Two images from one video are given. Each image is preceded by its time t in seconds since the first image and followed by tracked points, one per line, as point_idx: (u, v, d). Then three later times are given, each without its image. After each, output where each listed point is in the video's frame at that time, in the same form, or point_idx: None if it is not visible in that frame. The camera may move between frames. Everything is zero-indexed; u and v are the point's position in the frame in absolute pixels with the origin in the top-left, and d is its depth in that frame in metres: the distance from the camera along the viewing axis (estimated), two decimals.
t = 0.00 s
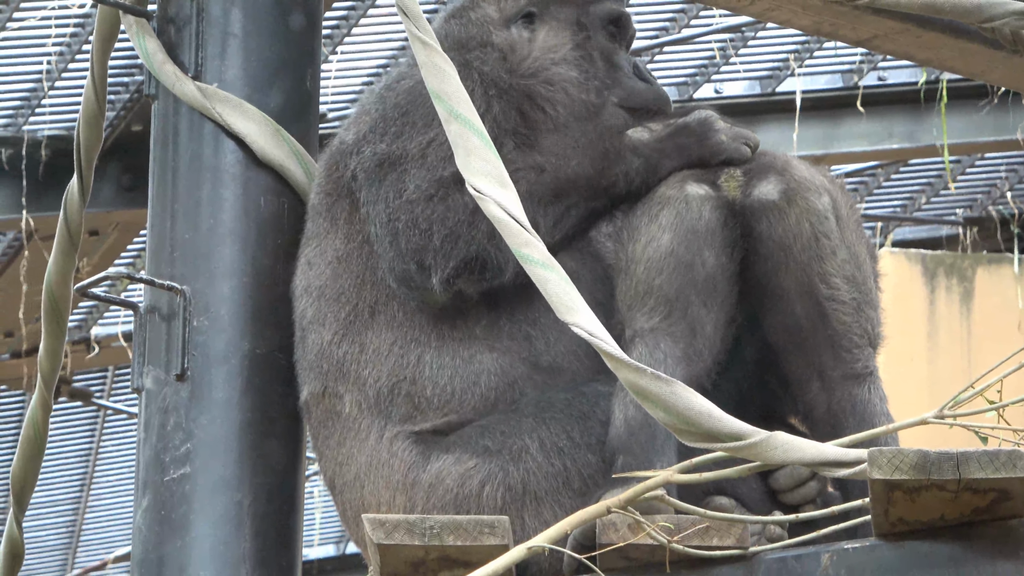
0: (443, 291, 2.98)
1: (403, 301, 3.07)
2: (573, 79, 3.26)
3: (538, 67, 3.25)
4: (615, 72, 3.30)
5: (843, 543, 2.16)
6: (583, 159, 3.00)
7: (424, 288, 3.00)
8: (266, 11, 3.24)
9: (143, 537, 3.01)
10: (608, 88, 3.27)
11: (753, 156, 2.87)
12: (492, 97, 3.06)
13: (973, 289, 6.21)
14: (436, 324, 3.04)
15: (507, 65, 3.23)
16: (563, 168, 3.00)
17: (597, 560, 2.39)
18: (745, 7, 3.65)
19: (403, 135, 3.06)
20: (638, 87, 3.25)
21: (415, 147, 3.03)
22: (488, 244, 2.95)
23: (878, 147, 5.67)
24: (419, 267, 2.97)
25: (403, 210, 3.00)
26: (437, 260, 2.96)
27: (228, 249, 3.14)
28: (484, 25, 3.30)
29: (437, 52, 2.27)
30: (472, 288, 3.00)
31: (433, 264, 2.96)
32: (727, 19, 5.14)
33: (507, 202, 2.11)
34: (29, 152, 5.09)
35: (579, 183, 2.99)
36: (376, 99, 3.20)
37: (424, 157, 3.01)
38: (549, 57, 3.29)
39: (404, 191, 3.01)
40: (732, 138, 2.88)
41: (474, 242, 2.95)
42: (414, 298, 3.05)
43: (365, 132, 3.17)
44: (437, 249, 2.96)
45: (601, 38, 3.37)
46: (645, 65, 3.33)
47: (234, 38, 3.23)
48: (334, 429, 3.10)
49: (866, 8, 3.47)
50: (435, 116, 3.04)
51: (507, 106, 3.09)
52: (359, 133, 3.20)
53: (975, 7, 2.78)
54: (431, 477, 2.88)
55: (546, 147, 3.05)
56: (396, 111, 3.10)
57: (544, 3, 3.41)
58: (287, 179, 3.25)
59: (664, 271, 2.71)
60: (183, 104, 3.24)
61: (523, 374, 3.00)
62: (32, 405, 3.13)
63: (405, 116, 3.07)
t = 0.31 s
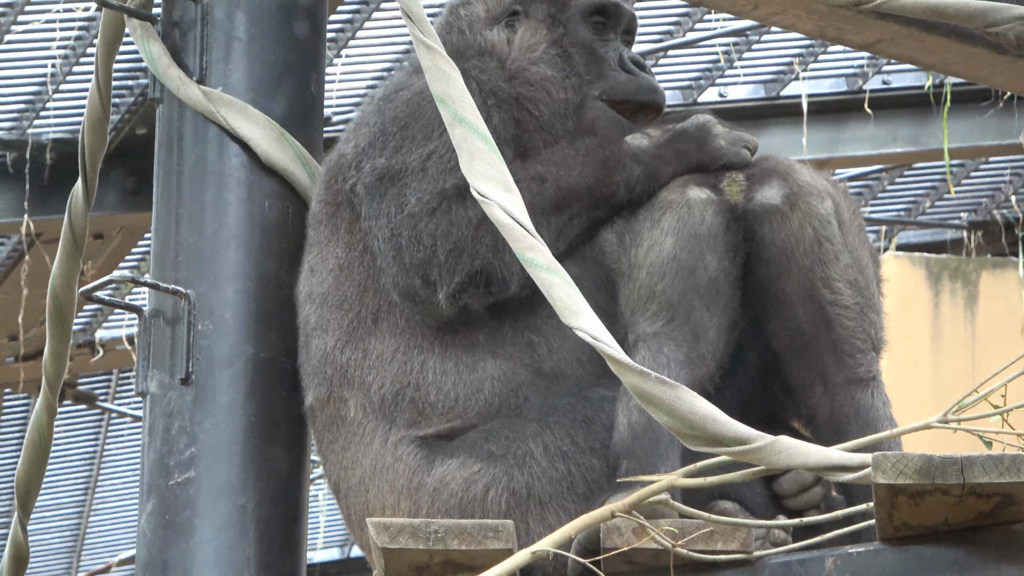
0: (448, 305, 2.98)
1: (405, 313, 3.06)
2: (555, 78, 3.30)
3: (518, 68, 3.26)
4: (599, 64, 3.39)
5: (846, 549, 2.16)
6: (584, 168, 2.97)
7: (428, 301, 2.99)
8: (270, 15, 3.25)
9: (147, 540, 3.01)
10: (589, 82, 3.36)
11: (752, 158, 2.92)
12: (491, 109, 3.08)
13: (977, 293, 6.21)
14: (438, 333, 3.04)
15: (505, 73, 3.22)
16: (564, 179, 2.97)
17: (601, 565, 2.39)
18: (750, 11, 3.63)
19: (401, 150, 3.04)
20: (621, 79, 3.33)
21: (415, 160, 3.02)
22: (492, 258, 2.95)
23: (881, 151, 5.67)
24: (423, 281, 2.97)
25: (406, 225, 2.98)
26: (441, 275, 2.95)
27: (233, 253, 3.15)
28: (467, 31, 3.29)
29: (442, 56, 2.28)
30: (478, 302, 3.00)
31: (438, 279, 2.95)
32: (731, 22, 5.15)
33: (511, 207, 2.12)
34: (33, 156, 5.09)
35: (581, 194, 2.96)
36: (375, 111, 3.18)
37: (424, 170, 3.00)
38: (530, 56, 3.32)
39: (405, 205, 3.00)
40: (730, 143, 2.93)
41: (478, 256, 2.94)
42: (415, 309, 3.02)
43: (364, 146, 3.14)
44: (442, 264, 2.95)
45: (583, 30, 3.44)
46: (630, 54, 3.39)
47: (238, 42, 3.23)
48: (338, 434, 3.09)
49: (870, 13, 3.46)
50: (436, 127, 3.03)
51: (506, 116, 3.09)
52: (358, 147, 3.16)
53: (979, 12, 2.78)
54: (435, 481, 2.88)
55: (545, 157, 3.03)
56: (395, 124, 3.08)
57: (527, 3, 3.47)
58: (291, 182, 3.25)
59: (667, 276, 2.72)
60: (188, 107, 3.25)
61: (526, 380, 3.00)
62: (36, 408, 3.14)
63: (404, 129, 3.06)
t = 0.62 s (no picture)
0: (453, 313, 2.98)
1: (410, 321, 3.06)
2: (553, 84, 3.30)
3: (518, 74, 3.27)
4: (598, 69, 3.37)
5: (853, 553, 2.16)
6: (587, 175, 2.97)
7: (433, 309, 2.99)
8: (275, 23, 3.26)
9: (153, 547, 3.02)
10: (587, 88, 3.36)
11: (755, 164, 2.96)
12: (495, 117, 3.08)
13: (982, 298, 6.20)
14: (442, 341, 3.04)
15: (508, 80, 3.24)
16: (568, 186, 2.96)
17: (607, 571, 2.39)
18: (756, 17, 3.61)
19: (405, 158, 3.05)
20: (620, 83, 3.32)
21: (418, 169, 3.02)
22: (496, 265, 2.95)
23: (886, 156, 5.67)
24: (428, 289, 2.97)
25: (410, 233, 2.99)
26: (446, 283, 2.95)
27: (238, 260, 3.15)
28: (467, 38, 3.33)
29: (446, 62, 2.27)
30: (483, 310, 3.00)
31: (443, 288, 2.96)
32: (736, 28, 5.14)
33: (517, 212, 2.12)
34: (38, 162, 5.10)
35: (584, 201, 2.95)
36: (378, 119, 3.18)
37: (427, 179, 3.00)
38: (529, 62, 3.32)
39: (409, 214, 3.00)
40: (733, 149, 2.95)
41: (482, 264, 2.94)
42: (419, 316, 3.03)
43: (368, 155, 3.14)
44: (446, 273, 2.95)
45: (582, 35, 3.42)
46: (630, 58, 3.37)
47: (243, 49, 3.24)
48: (344, 441, 3.10)
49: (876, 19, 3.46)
50: (439, 136, 3.03)
51: (509, 123, 3.11)
52: (361, 155, 3.17)
53: (983, 17, 2.79)
54: (441, 487, 2.89)
55: (547, 163, 3.02)
56: (398, 133, 3.08)
57: (529, 8, 3.44)
58: (296, 189, 3.26)
59: (671, 282, 2.72)
60: (193, 114, 3.25)
61: (531, 387, 3.00)
62: (42, 416, 3.15)
63: (408, 138, 3.06)
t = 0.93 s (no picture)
0: (455, 319, 2.98)
1: (415, 329, 3.06)
2: (557, 92, 3.32)
3: (522, 81, 3.28)
4: (602, 78, 3.37)
5: (858, 562, 2.12)
6: (589, 180, 2.97)
7: (437, 317, 2.99)
8: (280, 31, 3.26)
9: (159, 555, 3.02)
10: (591, 96, 3.36)
11: (758, 169, 2.94)
12: (500, 126, 3.09)
13: (988, 304, 6.19)
14: (446, 349, 3.04)
15: (513, 88, 3.25)
16: (570, 191, 2.96)
17: None
18: (760, 24, 3.61)
19: (409, 165, 3.05)
20: (624, 92, 3.32)
21: (421, 176, 3.02)
22: (499, 272, 2.93)
23: (892, 162, 5.66)
24: (430, 297, 2.97)
25: (412, 241, 2.99)
26: (448, 290, 2.94)
27: (244, 268, 3.16)
28: (473, 46, 3.34)
29: (452, 70, 2.27)
30: (485, 317, 2.99)
31: (445, 294, 2.95)
32: (740, 35, 5.13)
33: (521, 220, 2.12)
34: (44, 170, 5.10)
35: (587, 207, 2.95)
36: (382, 127, 3.19)
37: (430, 186, 3.01)
38: (533, 70, 3.33)
39: (411, 222, 3.00)
40: (736, 154, 2.94)
41: (484, 271, 2.93)
42: (423, 324, 3.03)
43: (372, 162, 3.15)
44: (448, 280, 2.94)
45: (587, 44, 3.42)
46: (634, 66, 3.36)
47: (248, 57, 3.25)
48: (349, 449, 3.10)
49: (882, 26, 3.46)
50: (442, 143, 3.04)
51: (513, 130, 3.12)
52: (366, 162, 3.17)
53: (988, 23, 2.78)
54: (446, 495, 2.89)
55: (550, 169, 3.03)
56: (402, 140, 3.09)
57: (533, 16, 3.46)
58: (301, 197, 3.26)
59: (671, 289, 2.72)
60: (198, 122, 3.26)
61: (536, 395, 3.00)
62: (48, 424, 3.15)
63: (411, 145, 3.07)
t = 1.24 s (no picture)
0: (454, 327, 2.98)
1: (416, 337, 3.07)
2: (550, 93, 3.35)
3: (516, 82, 3.32)
4: (595, 77, 3.41)
5: (862, 570, 2.10)
6: (586, 186, 2.99)
7: (435, 324, 3.00)
8: (283, 39, 3.27)
9: (162, 562, 3.03)
10: (585, 96, 3.39)
11: (755, 173, 2.95)
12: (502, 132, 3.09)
13: (992, 312, 6.14)
14: (447, 357, 3.04)
15: (514, 95, 3.26)
16: (566, 197, 2.97)
17: None
18: (764, 33, 3.60)
19: (409, 173, 3.06)
20: (616, 88, 3.36)
21: (421, 185, 3.03)
22: (497, 279, 2.93)
23: (896, 171, 5.65)
24: (429, 305, 2.98)
25: (411, 249, 3.00)
26: (446, 298, 2.95)
27: (247, 276, 3.15)
28: (469, 49, 3.40)
29: (456, 77, 2.28)
30: (485, 323, 3.00)
31: (443, 303, 2.96)
32: (745, 43, 5.12)
33: (525, 227, 2.11)
34: (49, 177, 5.11)
35: (584, 210, 2.97)
36: (384, 134, 3.19)
37: (430, 195, 3.02)
38: (527, 73, 3.38)
39: (410, 231, 3.01)
40: (734, 157, 2.96)
41: (483, 278, 2.93)
42: (423, 332, 3.04)
43: (373, 170, 3.16)
44: (446, 288, 2.95)
45: (579, 44, 3.47)
46: (627, 62, 3.39)
47: (252, 64, 3.25)
48: (353, 456, 3.12)
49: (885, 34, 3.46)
50: (443, 151, 3.04)
51: (513, 137, 3.11)
52: (367, 170, 3.18)
53: (992, 32, 2.79)
54: (449, 503, 2.90)
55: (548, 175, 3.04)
56: (403, 147, 3.09)
57: (526, 20, 3.52)
58: (304, 205, 3.26)
59: (666, 296, 2.74)
60: (202, 130, 3.26)
61: (539, 402, 3.00)
62: (51, 431, 3.17)
63: (412, 153, 3.07)
